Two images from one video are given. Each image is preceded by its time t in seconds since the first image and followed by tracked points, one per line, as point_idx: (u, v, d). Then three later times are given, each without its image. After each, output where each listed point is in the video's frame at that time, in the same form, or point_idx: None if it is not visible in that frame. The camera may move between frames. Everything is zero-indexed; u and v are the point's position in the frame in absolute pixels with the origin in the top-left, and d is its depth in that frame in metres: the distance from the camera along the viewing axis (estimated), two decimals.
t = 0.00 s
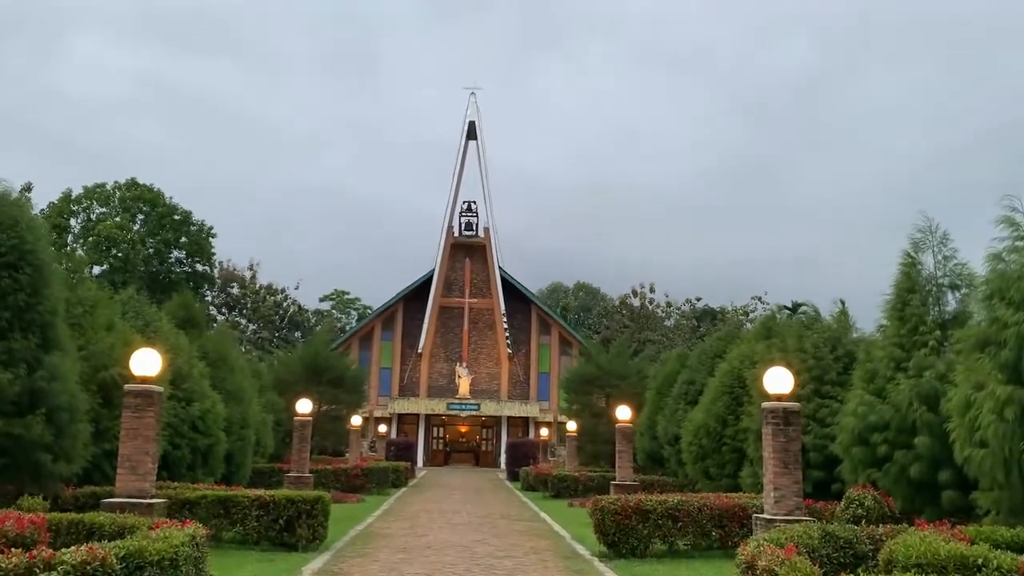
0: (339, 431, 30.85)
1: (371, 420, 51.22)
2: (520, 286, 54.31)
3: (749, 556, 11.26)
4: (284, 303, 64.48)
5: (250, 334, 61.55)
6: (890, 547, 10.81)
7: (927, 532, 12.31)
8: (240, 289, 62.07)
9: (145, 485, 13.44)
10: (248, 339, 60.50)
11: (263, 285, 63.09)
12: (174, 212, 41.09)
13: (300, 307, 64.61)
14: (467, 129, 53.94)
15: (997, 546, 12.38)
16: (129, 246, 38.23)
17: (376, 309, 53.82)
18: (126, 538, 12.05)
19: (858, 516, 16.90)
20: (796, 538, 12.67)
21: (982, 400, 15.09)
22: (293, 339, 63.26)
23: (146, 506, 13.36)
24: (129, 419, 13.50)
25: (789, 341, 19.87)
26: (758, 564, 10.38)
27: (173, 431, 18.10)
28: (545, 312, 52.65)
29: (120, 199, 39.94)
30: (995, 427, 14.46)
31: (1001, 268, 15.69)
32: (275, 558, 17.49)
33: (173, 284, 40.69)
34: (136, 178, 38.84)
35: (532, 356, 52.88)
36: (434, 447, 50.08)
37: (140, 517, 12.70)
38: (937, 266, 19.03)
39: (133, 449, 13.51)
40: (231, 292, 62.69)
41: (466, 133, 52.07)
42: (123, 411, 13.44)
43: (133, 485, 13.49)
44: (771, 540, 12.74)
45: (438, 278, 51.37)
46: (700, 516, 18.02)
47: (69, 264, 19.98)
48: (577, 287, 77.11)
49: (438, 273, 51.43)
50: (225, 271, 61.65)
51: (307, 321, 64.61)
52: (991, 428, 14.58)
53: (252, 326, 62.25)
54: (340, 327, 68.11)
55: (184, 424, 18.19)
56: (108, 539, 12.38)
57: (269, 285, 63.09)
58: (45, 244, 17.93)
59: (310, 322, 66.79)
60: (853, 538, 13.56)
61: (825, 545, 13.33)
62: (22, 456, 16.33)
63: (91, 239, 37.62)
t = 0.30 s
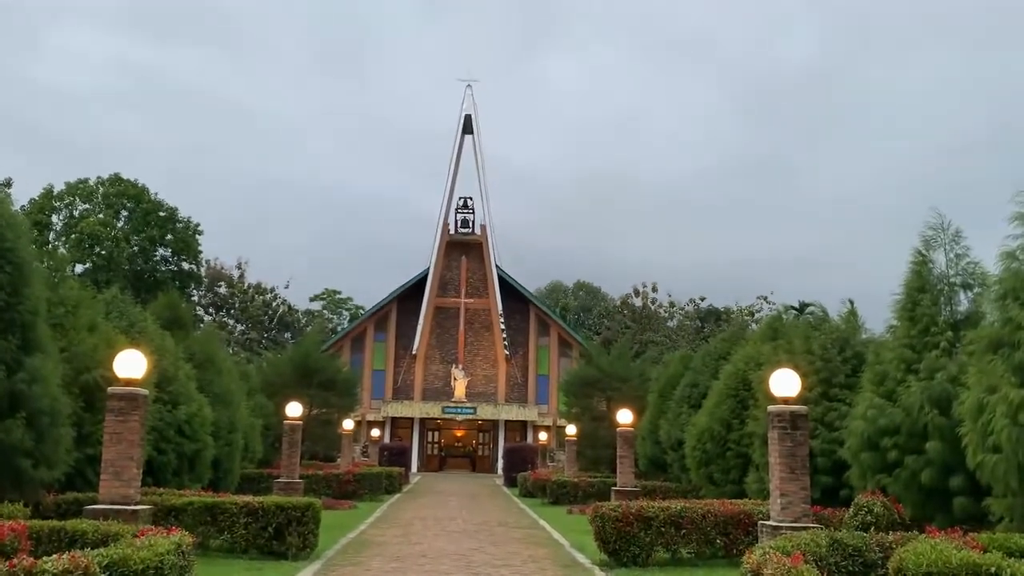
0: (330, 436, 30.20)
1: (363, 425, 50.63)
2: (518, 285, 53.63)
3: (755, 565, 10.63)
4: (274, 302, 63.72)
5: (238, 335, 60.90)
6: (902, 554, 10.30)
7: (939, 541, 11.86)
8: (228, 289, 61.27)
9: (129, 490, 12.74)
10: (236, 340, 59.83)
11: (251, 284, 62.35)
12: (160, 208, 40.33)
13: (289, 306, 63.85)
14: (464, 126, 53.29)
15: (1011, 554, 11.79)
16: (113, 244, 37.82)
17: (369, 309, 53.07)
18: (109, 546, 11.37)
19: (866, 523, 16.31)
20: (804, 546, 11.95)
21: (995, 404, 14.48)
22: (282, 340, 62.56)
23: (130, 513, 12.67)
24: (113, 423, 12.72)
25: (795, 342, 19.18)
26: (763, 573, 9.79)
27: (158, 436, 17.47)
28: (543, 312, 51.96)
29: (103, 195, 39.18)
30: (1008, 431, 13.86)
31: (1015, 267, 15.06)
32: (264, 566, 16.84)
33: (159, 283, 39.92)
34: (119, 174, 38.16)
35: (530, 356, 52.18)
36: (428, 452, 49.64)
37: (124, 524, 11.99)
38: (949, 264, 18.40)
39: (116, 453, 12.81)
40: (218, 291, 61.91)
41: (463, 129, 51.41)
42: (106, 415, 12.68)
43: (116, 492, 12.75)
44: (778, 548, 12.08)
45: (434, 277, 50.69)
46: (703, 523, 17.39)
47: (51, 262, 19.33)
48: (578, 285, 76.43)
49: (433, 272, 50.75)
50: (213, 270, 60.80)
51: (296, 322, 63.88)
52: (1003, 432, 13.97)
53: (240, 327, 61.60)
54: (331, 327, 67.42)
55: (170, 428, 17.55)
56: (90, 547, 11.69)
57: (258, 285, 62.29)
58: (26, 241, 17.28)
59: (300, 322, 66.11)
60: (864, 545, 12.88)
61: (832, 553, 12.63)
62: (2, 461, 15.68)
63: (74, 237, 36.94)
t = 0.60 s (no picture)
0: (323, 438, 29.71)
1: (357, 426, 49.96)
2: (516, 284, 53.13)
3: (757, 569, 10.16)
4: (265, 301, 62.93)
5: (228, 334, 60.25)
6: (907, 559, 9.94)
7: (946, 545, 11.46)
8: (218, 287, 60.64)
9: (117, 494, 12.18)
10: (227, 340, 59.12)
11: (241, 282, 61.74)
12: (148, 204, 39.42)
13: (281, 305, 63.23)
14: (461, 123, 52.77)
15: None
16: (100, 241, 37.19)
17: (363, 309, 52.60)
18: (95, 551, 10.85)
19: (873, 528, 15.84)
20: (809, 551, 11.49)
21: (1006, 405, 14.02)
22: (274, 339, 61.85)
23: (118, 517, 12.11)
24: (99, 424, 12.25)
25: (801, 341, 18.64)
26: None
27: (146, 438, 16.98)
28: (542, 311, 51.45)
29: (90, 190, 38.40)
30: (1019, 432, 13.40)
31: None
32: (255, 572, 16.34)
33: (147, 281, 38.91)
34: (105, 168, 37.27)
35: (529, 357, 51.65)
36: (423, 455, 49.02)
37: (111, 528, 11.47)
38: (958, 261, 17.92)
39: (103, 456, 12.20)
40: (208, 289, 61.29)
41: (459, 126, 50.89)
42: (92, 416, 12.20)
43: (102, 496, 12.25)
44: (782, 552, 11.59)
45: (430, 276, 50.17)
46: (706, 527, 16.88)
47: (36, 259, 18.83)
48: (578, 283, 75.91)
49: (429, 271, 50.21)
50: (203, 269, 60.15)
51: (288, 321, 63.25)
52: (1014, 434, 13.50)
53: (230, 326, 60.95)
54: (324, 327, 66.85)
55: (159, 430, 17.07)
56: (75, 552, 11.17)
57: (248, 283, 61.52)
58: (10, 237, 16.79)
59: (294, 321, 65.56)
60: (870, 550, 12.37)
61: (840, 558, 12.09)
62: None
63: (59, 234, 36.35)
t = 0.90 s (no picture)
0: (316, 440, 29.14)
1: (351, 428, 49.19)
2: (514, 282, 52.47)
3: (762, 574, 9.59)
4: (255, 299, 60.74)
5: (217, 333, 58.17)
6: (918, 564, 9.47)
7: (959, 550, 11.01)
8: (207, 285, 57.70)
9: (103, 498, 11.44)
10: (216, 340, 57.14)
11: (232, 279, 58.79)
12: (135, 198, 38.20)
13: (272, 303, 60.77)
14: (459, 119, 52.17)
15: None
16: (85, 237, 36.38)
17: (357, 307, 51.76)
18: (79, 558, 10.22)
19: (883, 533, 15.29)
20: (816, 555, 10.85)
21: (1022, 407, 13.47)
22: (265, 339, 59.90)
23: (102, 521, 11.38)
24: (84, 425, 11.52)
25: (808, 339, 18.02)
26: None
27: (133, 440, 16.44)
28: (541, 310, 50.85)
29: (74, 184, 37.22)
30: None
31: None
32: None
33: (133, 279, 37.90)
34: (90, 163, 36.12)
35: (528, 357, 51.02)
36: (419, 458, 48.48)
37: (97, 533, 10.82)
38: (971, 258, 17.39)
39: (88, 459, 11.52)
40: (197, 286, 58.29)
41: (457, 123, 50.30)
42: (78, 417, 11.48)
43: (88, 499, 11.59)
44: (790, 557, 10.96)
45: (427, 275, 49.56)
46: (711, 532, 16.24)
47: (19, 256, 18.23)
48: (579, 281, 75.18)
49: (426, 269, 49.60)
50: (191, 266, 57.03)
51: (279, 320, 60.82)
52: None
53: (219, 324, 58.48)
54: (318, 326, 66.09)
55: (146, 432, 16.52)
56: (59, 558, 10.53)
57: (239, 280, 58.88)
58: None
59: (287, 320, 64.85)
60: (879, 556, 11.79)
61: (848, 564, 11.50)
62: None
63: (42, 230, 35.57)
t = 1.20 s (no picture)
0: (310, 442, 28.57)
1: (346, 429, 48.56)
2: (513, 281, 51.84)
3: None
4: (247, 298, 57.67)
5: (208, 333, 54.99)
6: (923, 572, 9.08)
7: (971, 556, 10.56)
8: (197, 283, 55.15)
9: (91, 501, 10.86)
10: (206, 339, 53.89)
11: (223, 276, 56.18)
12: (123, 193, 37.54)
13: (265, 302, 58.26)
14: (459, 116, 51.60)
15: None
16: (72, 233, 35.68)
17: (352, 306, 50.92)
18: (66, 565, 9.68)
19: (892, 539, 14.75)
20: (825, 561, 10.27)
21: None
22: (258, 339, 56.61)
23: (90, 526, 10.79)
24: (71, 428, 10.93)
25: (816, 339, 17.44)
26: None
27: (121, 443, 15.96)
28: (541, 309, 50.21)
29: (61, 179, 36.53)
30: None
31: None
32: None
33: (122, 276, 37.26)
34: (75, 156, 35.45)
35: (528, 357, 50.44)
36: (417, 461, 47.75)
37: (84, 538, 10.27)
38: (983, 256, 16.89)
39: (75, 462, 10.95)
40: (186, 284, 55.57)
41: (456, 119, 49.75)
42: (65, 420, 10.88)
43: (75, 503, 11.03)
44: (797, 563, 10.44)
45: (423, 273, 48.95)
46: (716, 538, 15.75)
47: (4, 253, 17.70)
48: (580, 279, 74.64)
49: (422, 267, 49.07)
50: (181, 263, 54.59)
51: (272, 318, 58.27)
52: None
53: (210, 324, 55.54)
54: (310, 326, 64.96)
55: (134, 434, 16.06)
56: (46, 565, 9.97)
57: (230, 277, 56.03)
58: None
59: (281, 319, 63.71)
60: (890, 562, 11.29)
61: (857, 571, 10.98)
62: None
63: (28, 226, 34.84)
